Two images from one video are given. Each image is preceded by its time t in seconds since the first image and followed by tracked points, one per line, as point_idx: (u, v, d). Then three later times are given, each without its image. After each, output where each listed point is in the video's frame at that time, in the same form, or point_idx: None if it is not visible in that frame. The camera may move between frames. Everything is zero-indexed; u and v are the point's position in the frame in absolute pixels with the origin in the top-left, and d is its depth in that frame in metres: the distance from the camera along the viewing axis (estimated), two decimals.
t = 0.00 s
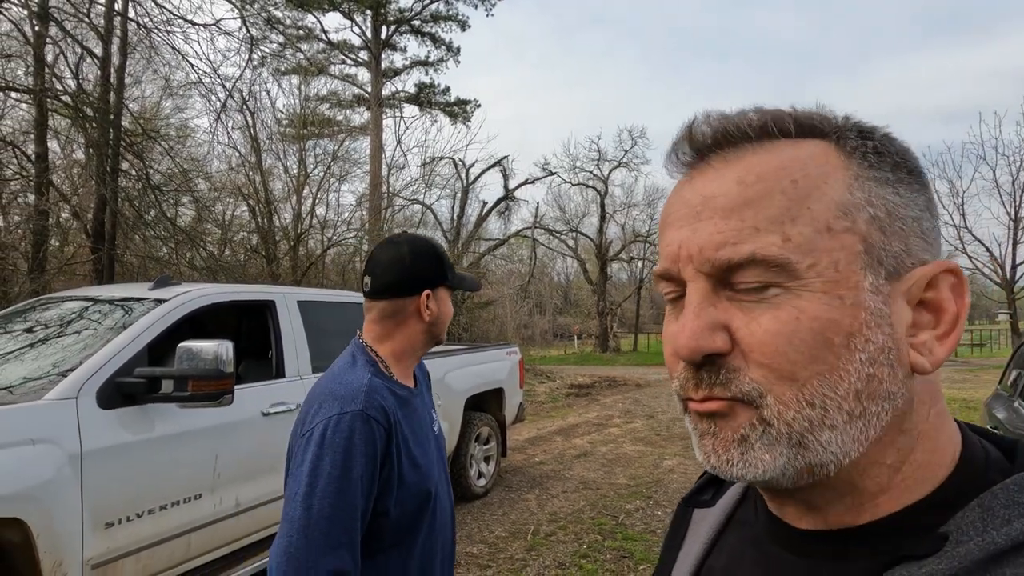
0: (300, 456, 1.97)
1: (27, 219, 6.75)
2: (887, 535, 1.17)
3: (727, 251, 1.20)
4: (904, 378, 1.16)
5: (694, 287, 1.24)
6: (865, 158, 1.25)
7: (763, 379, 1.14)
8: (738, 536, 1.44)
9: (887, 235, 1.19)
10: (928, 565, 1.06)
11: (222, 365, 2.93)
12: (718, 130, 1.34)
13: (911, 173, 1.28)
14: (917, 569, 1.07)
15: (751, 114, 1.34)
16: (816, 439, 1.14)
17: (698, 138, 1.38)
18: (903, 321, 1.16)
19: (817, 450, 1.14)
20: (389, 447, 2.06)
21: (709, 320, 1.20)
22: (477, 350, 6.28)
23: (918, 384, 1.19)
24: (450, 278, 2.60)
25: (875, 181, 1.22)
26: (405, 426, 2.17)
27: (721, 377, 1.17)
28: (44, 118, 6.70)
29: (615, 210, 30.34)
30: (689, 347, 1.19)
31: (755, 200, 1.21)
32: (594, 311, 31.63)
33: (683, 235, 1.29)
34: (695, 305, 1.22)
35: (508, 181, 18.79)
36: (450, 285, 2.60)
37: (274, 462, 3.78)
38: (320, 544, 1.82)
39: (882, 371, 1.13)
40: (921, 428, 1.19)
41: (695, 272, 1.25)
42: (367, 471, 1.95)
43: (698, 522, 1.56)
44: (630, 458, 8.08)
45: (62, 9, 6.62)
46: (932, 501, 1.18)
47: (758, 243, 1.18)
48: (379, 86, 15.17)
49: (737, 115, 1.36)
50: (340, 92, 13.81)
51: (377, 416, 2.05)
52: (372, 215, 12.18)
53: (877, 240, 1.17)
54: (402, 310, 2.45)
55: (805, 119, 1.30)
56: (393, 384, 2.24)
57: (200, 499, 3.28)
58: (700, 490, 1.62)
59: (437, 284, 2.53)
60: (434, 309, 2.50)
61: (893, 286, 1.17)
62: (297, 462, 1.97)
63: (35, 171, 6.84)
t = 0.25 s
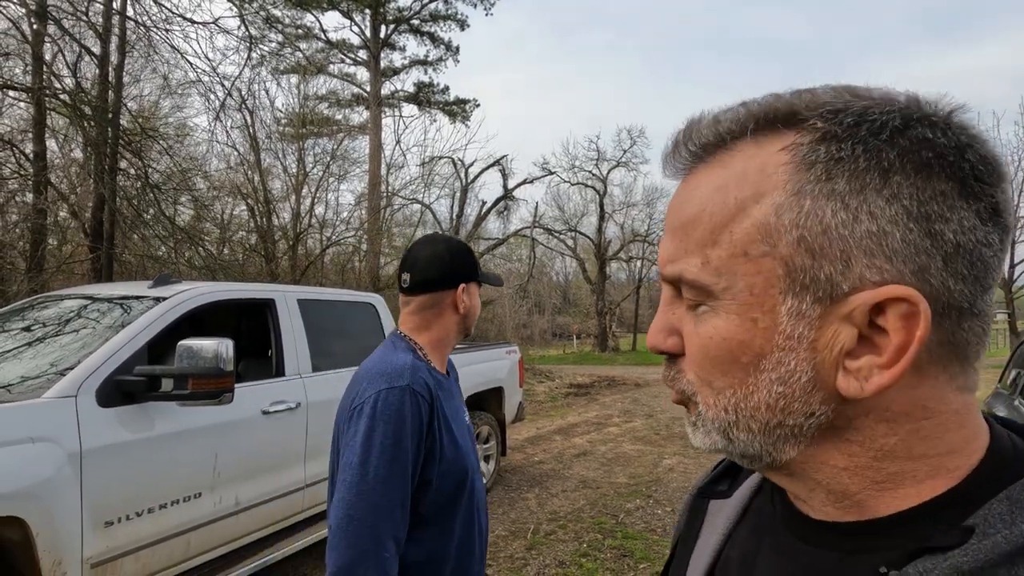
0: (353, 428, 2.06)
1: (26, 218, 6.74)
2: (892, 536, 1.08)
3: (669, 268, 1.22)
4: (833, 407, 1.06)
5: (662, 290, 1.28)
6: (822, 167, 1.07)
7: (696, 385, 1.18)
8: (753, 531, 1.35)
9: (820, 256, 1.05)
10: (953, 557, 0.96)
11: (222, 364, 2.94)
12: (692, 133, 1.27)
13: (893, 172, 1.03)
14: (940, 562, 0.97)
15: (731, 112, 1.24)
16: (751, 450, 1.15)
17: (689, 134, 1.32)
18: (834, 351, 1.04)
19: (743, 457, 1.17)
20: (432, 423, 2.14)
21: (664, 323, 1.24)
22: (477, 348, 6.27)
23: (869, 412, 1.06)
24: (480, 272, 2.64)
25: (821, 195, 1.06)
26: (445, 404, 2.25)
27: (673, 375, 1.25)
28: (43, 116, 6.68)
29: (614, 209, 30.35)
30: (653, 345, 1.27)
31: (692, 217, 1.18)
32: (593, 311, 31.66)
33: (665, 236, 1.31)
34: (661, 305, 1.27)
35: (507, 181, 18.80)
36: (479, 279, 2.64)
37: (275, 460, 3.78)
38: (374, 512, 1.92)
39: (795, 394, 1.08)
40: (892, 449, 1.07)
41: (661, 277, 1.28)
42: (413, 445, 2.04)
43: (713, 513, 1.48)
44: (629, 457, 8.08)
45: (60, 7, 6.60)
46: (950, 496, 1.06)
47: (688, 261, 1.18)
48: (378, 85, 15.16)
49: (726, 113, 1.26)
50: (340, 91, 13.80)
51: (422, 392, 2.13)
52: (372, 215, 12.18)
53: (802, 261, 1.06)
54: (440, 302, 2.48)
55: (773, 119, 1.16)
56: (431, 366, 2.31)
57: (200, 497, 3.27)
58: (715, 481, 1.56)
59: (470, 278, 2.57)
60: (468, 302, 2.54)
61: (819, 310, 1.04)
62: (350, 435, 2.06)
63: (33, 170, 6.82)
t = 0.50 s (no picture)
0: (384, 412, 2.10)
1: (22, 217, 6.70)
2: (903, 538, 1.04)
3: (664, 277, 1.27)
4: (805, 413, 1.07)
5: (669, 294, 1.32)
6: (771, 184, 1.09)
7: (694, 386, 1.23)
8: (763, 526, 1.33)
9: (775, 270, 1.07)
10: (965, 560, 0.92)
11: (220, 363, 2.94)
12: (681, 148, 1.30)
13: (837, 187, 1.02)
14: (951, 564, 0.93)
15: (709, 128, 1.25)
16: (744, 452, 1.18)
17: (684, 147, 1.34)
18: (798, 359, 1.05)
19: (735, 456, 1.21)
20: (458, 409, 2.17)
21: (668, 328, 1.29)
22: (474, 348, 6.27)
23: (845, 418, 1.05)
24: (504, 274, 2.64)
25: (770, 212, 1.07)
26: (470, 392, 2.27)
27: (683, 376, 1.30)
28: (39, 114, 6.65)
29: (612, 209, 30.36)
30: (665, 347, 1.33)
31: (674, 231, 1.23)
32: (591, 310, 31.67)
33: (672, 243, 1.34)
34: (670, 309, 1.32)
35: (505, 180, 18.79)
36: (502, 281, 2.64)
37: (274, 460, 3.77)
38: (404, 491, 1.96)
39: (767, 400, 1.10)
40: (880, 452, 1.04)
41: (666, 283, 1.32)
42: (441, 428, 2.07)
43: (727, 509, 1.46)
44: (627, 456, 8.08)
45: (56, 5, 6.56)
46: (965, 498, 1.01)
47: (672, 272, 1.23)
48: (375, 84, 15.13)
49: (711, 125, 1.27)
50: (337, 90, 13.77)
51: (448, 379, 2.16)
52: (370, 214, 12.16)
53: (762, 273, 1.08)
54: (464, 302, 2.48)
55: (735, 137, 1.18)
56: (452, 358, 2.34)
57: (197, 497, 3.26)
58: (730, 476, 1.53)
59: (493, 279, 2.57)
60: (491, 303, 2.54)
61: (778, 321, 1.06)
62: (381, 418, 2.10)
63: (29, 169, 6.78)
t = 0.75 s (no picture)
0: (376, 393, 2.14)
1: (8, 215, 6.61)
2: (915, 538, 1.02)
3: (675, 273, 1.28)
4: (816, 405, 1.07)
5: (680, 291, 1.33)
6: (780, 175, 1.10)
7: (706, 379, 1.24)
8: (772, 524, 1.32)
9: (784, 259, 1.08)
10: (977, 563, 0.89)
11: (211, 363, 2.91)
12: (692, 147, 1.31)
13: (847, 175, 1.03)
14: (963, 567, 0.90)
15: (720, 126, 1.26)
16: (756, 446, 1.18)
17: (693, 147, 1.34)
18: (808, 350, 1.05)
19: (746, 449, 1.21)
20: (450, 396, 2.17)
21: (680, 323, 1.30)
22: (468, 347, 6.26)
23: (857, 411, 1.05)
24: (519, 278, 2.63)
25: (780, 203, 1.08)
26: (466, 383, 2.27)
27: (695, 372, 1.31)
28: (25, 110, 6.56)
29: (604, 208, 30.39)
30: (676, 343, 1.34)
31: (685, 227, 1.24)
32: (583, 309, 31.70)
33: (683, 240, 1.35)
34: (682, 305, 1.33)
35: (498, 179, 18.76)
36: (517, 285, 2.63)
37: (266, 460, 3.75)
38: (386, 467, 1.98)
39: (778, 390, 1.11)
40: (893, 447, 1.04)
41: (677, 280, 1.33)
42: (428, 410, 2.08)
43: (735, 506, 1.47)
44: (620, 455, 8.09)
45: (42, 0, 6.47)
46: (982, 499, 0.99)
47: (684, 266, 1.24)
48: (367, 82, 15.06)
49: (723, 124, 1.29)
50: (328, 88, 13.70)
51: (441, 365, 2.17)
52: (361, 212, 12.11)
53: (772, 263, 1.09)
54: (474, 301, 2.48)
55: (745, 132, 1.19)
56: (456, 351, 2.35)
57: (188, 498, 3.22)
58: (739, 474, 1.53)
59: (506, 281, 2.57)
60: (504, 304, 2.53)
61: (788, 310, 1.07)
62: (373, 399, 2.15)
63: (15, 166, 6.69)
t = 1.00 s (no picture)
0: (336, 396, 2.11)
1: None
2: (909, 537, 1.01)
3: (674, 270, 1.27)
4: (810, 401, 1.06)
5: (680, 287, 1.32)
6: (775, 172, 1.09)
7: (704, 376, 1.23)
8: (768, 522, 1.31)
9: (779, 255, 1.07)
10: (971, 562, 0.88)
11: (190, 362, 2.85)
12: (691, 147, 1.30)
13: (841, 171, 1.02)
14: (959, 565, 0.89)
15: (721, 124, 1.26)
16: (751, 443, 1.17)
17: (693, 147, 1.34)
18: (803, 345, 1.04)
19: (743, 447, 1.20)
20: (411, 397, 2.12)
21: (679, 320, 1.29)
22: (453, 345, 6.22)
23: (851, 407, 1.04)
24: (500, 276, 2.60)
25: (775, 199, 1.07)
26: (432, 385, 2.22)
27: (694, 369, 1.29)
28: None
29: (588, 207, 30.45)
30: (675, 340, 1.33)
31: (683, 224, 1.24)
32: (567, 308, 31.75)
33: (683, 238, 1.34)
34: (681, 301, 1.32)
35: (482, 178, 18.71)
36: (498, 283, 2.59)
37: (247, 461, 3.69)
38: (337, 471, 1.93)
39: (772, 385, 1.10)
40: (887, 445, 1.03)
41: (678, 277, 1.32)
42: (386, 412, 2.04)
43: (732, 504, 1.46)
44: (604, 453, 8.11)
45: None
46: (978, 497, 0.98)
47: (683, 262, 1.23)
48: (351, 79, 14.93)
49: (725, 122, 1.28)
50: (311, 84, 13.55)
51: (401, 366, 2.14)
52: (345, 210, 12.00)
53: (767, 258, 1.08)
54: (451, 299, 2.46)
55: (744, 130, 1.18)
56: (429, 352, 2.31)
57: (167, 501, 3.16)
58: (736, 471, 1.52)
59: (486, 279, 2.54)
60: (482, 302, 2.50)
61: (783, 305, 1.06)
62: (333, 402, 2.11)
63: None
